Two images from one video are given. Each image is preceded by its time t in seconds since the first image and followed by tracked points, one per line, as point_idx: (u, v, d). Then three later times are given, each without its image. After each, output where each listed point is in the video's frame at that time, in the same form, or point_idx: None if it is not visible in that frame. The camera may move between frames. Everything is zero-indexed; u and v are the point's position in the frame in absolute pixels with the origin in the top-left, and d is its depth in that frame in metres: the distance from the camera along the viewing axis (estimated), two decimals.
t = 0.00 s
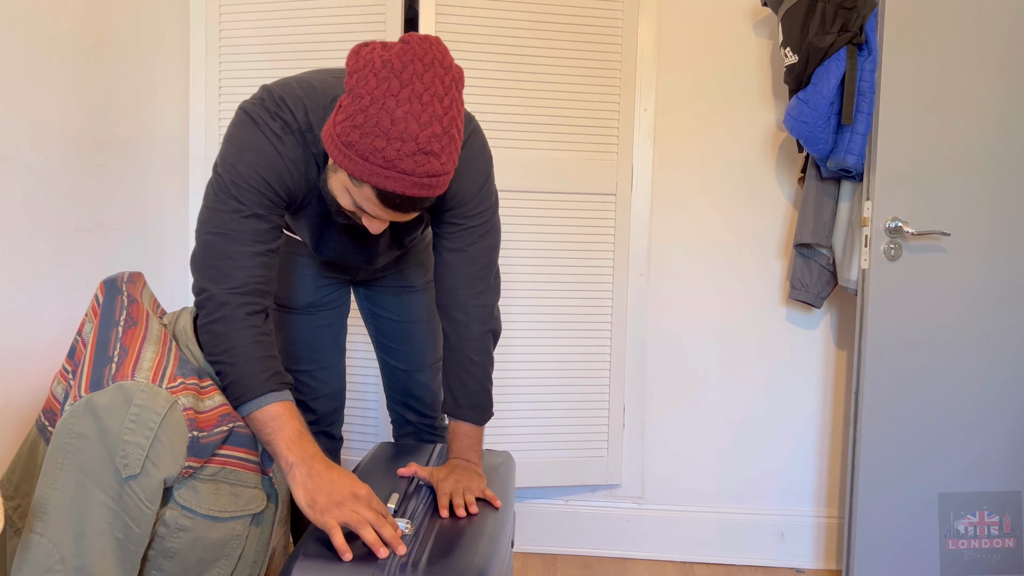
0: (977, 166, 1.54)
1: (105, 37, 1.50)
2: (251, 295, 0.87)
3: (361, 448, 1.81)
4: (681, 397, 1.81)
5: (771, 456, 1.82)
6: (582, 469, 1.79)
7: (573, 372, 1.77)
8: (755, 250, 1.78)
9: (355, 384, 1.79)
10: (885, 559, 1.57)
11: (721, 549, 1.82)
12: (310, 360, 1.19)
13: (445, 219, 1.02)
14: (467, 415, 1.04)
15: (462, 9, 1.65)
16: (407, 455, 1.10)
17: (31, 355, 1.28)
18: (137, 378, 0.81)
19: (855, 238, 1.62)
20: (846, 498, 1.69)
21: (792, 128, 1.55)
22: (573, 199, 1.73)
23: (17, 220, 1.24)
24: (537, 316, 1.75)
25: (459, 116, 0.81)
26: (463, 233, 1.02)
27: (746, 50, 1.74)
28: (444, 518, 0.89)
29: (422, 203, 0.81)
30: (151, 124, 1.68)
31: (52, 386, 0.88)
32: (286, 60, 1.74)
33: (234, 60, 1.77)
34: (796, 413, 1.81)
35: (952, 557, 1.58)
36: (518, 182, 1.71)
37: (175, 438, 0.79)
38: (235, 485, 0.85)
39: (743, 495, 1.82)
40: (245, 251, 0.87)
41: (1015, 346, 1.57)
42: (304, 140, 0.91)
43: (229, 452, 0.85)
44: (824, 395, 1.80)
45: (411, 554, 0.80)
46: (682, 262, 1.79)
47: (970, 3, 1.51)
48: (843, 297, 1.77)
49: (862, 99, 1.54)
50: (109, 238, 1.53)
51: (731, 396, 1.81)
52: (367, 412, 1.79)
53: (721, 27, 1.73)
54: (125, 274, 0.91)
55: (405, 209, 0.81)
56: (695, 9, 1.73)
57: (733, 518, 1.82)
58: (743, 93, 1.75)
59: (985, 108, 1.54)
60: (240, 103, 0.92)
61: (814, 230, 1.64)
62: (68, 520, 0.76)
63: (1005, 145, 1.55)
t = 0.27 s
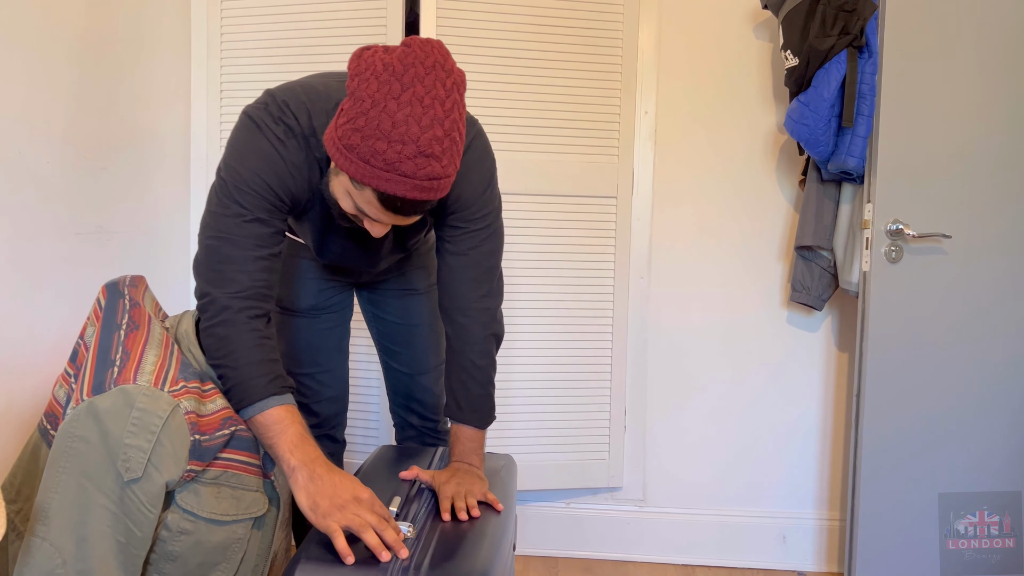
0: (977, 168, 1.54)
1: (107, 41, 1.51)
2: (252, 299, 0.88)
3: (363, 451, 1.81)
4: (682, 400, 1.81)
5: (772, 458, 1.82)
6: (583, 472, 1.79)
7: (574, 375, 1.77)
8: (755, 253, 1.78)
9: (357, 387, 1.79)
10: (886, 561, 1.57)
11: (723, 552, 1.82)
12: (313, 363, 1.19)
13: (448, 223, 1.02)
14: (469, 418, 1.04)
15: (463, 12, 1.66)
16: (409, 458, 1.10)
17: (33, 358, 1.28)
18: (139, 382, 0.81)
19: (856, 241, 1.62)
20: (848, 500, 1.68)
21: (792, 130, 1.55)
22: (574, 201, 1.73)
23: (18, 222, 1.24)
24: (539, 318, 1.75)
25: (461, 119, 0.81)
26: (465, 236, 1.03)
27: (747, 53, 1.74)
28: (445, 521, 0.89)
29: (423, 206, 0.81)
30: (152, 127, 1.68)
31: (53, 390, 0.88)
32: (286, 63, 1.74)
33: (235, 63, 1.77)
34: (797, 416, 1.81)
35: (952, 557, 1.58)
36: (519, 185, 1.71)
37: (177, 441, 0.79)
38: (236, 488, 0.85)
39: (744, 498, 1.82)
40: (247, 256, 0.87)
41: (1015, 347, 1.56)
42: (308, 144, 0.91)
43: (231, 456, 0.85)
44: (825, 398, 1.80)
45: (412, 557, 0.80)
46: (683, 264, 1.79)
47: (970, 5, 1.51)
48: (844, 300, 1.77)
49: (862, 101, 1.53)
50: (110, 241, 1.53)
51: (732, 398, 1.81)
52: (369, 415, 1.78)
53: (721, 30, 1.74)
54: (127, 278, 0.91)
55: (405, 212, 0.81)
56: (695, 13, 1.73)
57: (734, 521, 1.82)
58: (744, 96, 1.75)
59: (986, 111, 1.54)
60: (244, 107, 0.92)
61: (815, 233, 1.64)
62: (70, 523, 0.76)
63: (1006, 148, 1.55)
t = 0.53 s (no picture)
0: (978, 172, 1.55)
1: (108, 45, 1.51)
2: (255, 304, 0.88)
3: (365, 455, 1.81)
4: (683, 402, 1.82)
5: (774, 461, 1.82)
6: (584, 475, 1.79)
7: (575, 378, 1.77)
8: (755, 256, 1.78)
9: (360, 391, 1.79)
10: (888, 563, 1.57)
11: (724, 555, 1.82)
12: (315, 367, 1.19)
13: (450, 228, 1.03)
14: (470, 423, 1.04)
15: (463, 17, 1.66)
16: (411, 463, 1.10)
17: (36, 363, 1.28)
18: (142, 388, 0.81)
19: (857, 244, 1.63)
20: (849, 503, 1.68)
21: (792, 134, 1.56)
22: (575, 205, 1.73)
23: (20, 226, 1.24)
24: (541, 322, 1.75)
25: (463, 125, 0.81)
26: (468, 242, 1.03)
27: (747, 57, 1.74)
28: (447, 526, 0.89)
29: (425, 213, 0.81)
30: (154, 131, 1.68)
31: (57, 396, 0.88)
32: (287, 67, 1.75)
33: (237, 67, 1.78)
34: (797, 419, 1.81)
35: (952, 557, 1.58)
36: (520, 189, 1.71)
37: (180, 447, 0.79)
38: (238, 494, 0.86)
39: (744, 500, 1.82)
40: (249, 262, 0.87)
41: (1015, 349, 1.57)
42: (310, 150, 0.91)
43: (234, 462, 0.86)
44: (825, 400, 1.80)
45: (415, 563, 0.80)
46: (684, 267, 1.79)
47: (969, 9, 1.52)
48: (845, 303, 1.77)
49: (862, 106, 1.54)
50: (112, 244, 1.53)
51: (732, 401, 1.81)
52: (370, 419, 1.78)
53: (721, 34, 1.74)
54: (129, 284, 0.91)
55: (407, 219, 0.82)
56: (695, 17, 1.74)
57: (735, 524, 1.82)
58: (744, 100, 1.75)
59: (985, 115, 1.54)
60: (247, 114, 0.93)
61: (815, 236, 1.64)
62: (73, 529, 0.76)
63: (1005, 152, 1.55)
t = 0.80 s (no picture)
0: (976, 174, 1.55)
1: (108, 47, 1.52)
2: (254, 306, 0.88)
3: (365, 457, 1.81)
4: (682, 404, 1.81)
5: (773, 463, 1.82)
6: (584, 477, 1.79)
7: (575, 380, 1.77)
8: (754, 257, 1.78)
9: (360, 393, 1.79)
10: (887, 563, 1.57)
11: (723, 556, 1.82)
12: (315, 369, 1.19)
13: (450, 230, 1.03)
14: (470, 425, 1.04)
15: (463, 19, 1.66)
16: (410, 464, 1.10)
17: (35, 365, 1.28)
18: (141, 390, 0.81)
19: (856, 246, 1.63)
20: (848, 504, 1.68)
21: (791, 136, 1.56)
22: (574, 207, 1.73)
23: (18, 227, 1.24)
24: (542, 324, 1.75)
25: (460, 123, 0.81)
26: (467, 243, 1.03)
27: (745, 59, 1.75)
28: (447, 529, 0.89)
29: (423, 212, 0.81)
30: (153, 132, 1.68)
31: (55, 398, 0.88)
32: (287, 69, 1.75)
33: (235, 69, 1.78)
34: (796, 420, 1.81)
35: (952, 557, 1.58)
36: (520, 191, 1.71)
37: (178, 449, 0.79)
38: (237, 496, 0.85)
39: (744, 502, 1.82)
40: (249, 264, 0.87)
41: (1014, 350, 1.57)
42: (309, 152, 0.91)
43: (233, 464, 0.86)
44: (825, 402, 1.80)
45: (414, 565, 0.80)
46: (683, 269, 1.79)
47: (967, 11, 1.52)
48: (844, 305, 1.77)
49: (861, 108, 1.54)
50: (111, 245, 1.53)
51: (732, 402, 1.81)
52: (370, 421, 1.78)
53: (720, 36, 1.74)
54: (128, 286, 0.91)
55: (405, 219, 0.82)
56: (694, 19, 1.74)
57: (735, 526, 1.82)
58: (743, 102, 1.76)
59: (983, 116, 1.55)
60: (246, 116, 0.93)
61: (814, 238, 1.65)
62: (71, 532, 0.76)
63: (1004, 154, 1.55)
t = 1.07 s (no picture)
0: (975, 175, 1.55)
1: (106, 47, 1.52)
2: (253, 307, 0.88)
3: (364, 457, 1.81)
4: (681, 405, 1.82)
5: (772, 463, 1.82)
6: (583, 477, 1.79)
7: (574, 381, 1.77)
8: (753, 257, 1.79)
9: (359, 394, 1.79)
10: (886, 563, 1.57)
11: (723, 557, 1.82)
12: (315, 370, 1.19)
13: (449, 231, 1.03)
14: (469, 426, 1.04)
15: (462, 20, 1.66)
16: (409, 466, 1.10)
17: (33, 366, 1.28)
18: (139, 391, 0.81)
19: (854, 247, 1.63)
20: (847, 504, 1.68)
21: (790, 137, 1.56)
22: (573, 208, 1.73)
23: (17, 228, 1.24)
24: (541, 324, 1.75)
25: (460, 123, 0.81)
26: (466, 244, 1.03)
27: (744, 60, 1.75)
28: (446, 530, 0.89)
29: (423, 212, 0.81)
30: (152, 133, 1.68)
31: (54, 399, 0.88)
32: (286, 69, 1.75)
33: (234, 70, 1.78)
34: (795, 420, 1.81)
35: (952, 557, 1.58)
36: (519, 192, 1.71)
37: (177, 451, 0.79)
38: (236, 497, 0.85)
39: (743, 502, 1.82)
40: (248, 265, 0.87)
41: (1012, 349, 1.57)
42: (309, 153, 0.91)
43: (232, 465, 0.85)
44: (824, 402, 1.80)
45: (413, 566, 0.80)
46: (682, 269, 1.79)
47: (966, 12, 1.52)
48: (843, 305, 1.77)
49: (860, 108, 1.55)
50: (109, 246, 1.53)
51: (731, 402, 1.81)
52: (369, 422, 1.78)
53: (719, 37, 1.75)
54: (127, 287, 0.91)
55: (405, 219, 0.81)
56: (693, 19, 1.74)
57: (734, 526, 1.82)
58: (742, 102, 1.76)
59: (981, 117, 1.55)
60: (246, 117, 0.93)
61: (813, 238, 1.65)
62: (70, 533, 0.76)
63: (1002, 154, 1.56)
